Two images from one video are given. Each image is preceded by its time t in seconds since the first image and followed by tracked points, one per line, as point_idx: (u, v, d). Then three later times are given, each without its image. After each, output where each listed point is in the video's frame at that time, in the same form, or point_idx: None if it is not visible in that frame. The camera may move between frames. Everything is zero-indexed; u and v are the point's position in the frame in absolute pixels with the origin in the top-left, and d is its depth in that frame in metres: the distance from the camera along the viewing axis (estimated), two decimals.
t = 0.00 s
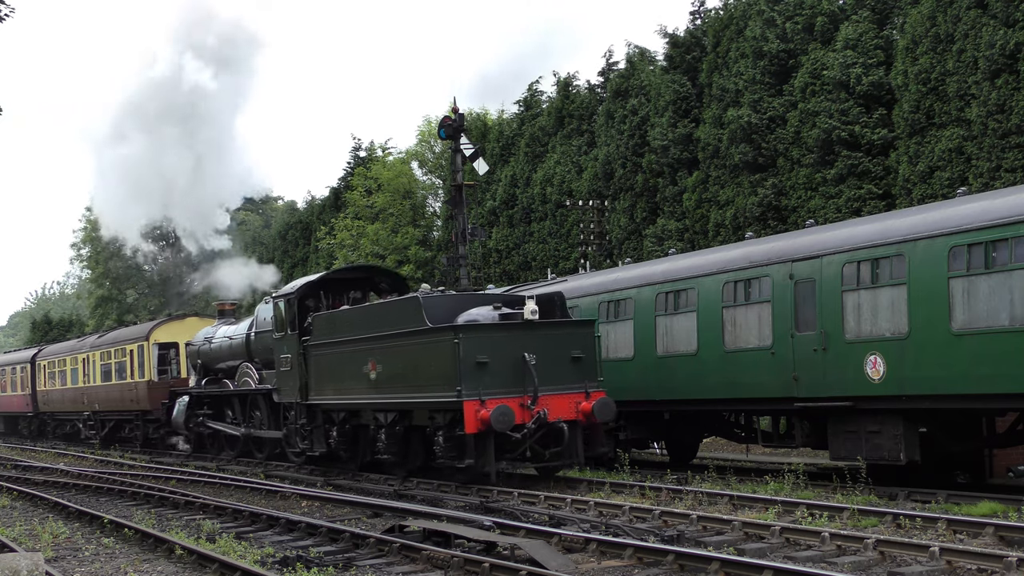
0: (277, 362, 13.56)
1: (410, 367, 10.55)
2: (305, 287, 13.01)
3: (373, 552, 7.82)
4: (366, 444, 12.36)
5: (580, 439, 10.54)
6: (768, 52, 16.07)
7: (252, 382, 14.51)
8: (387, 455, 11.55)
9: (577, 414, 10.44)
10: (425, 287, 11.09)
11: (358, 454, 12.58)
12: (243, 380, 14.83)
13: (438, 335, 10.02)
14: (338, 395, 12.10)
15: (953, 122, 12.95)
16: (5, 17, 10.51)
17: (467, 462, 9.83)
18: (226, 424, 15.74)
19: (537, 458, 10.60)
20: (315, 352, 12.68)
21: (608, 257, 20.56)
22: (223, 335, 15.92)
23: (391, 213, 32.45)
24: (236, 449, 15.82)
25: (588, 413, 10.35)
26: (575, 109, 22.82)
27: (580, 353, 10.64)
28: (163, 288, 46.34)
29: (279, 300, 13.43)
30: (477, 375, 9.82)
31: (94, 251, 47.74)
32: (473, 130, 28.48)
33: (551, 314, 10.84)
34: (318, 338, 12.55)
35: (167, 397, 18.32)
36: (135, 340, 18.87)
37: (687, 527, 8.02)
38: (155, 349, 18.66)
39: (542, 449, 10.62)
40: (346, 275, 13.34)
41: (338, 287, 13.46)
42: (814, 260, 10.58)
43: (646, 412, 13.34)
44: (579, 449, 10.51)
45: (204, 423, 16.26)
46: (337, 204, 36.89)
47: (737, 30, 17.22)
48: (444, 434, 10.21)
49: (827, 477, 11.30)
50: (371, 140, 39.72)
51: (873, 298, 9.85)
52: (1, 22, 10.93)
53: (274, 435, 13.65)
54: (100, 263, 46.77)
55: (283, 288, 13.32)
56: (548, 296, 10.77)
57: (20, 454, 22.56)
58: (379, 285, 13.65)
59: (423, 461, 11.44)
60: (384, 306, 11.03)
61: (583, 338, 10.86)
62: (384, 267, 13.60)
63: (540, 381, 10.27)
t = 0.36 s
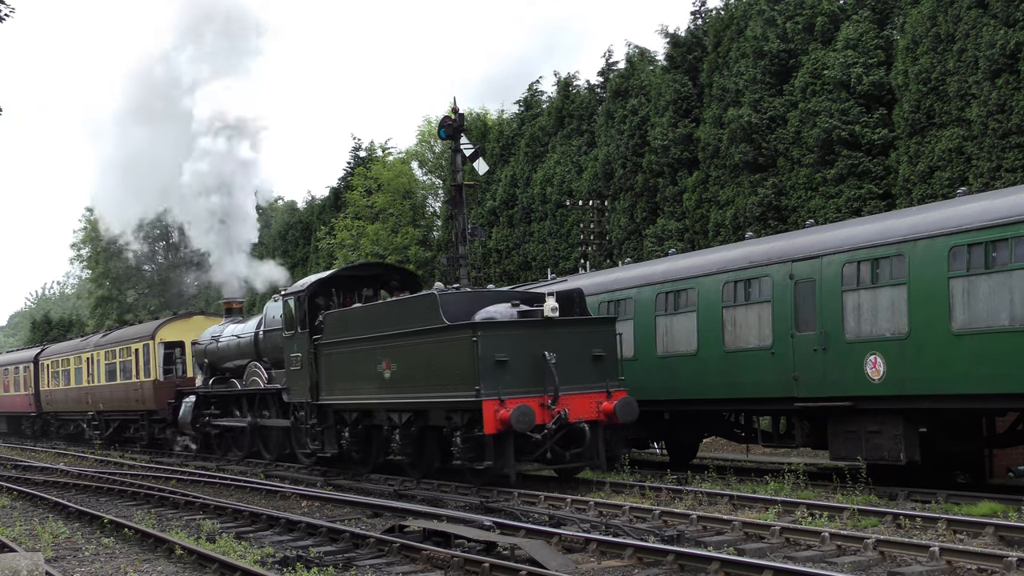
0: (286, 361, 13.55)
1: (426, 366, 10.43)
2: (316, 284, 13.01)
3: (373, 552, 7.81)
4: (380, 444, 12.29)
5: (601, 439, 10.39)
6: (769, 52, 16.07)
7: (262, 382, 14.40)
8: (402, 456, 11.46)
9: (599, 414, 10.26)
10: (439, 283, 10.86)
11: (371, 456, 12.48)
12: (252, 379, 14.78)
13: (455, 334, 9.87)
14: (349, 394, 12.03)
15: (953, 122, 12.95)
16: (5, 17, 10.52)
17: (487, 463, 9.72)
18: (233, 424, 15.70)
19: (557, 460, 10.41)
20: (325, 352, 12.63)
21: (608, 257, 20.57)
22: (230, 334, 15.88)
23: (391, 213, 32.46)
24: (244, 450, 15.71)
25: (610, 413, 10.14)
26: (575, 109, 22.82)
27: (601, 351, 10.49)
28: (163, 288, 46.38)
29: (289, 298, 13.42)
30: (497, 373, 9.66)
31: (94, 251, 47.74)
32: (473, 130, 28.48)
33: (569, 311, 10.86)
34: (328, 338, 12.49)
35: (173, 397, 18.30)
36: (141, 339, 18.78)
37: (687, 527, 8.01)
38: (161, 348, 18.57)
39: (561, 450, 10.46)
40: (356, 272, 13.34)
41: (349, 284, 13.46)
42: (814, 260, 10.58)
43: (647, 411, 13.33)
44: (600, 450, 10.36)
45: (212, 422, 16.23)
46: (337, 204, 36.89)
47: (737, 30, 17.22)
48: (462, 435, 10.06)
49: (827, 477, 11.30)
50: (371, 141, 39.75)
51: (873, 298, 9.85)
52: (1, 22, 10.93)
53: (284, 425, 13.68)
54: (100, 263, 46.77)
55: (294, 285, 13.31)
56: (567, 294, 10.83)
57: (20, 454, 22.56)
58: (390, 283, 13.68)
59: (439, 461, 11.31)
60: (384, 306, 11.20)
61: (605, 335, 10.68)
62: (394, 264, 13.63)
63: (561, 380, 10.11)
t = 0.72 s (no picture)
0: (296, 360, 13.50)
1: (443, 365, 10.25)
2: (327, 282, 12.95)
3: (373, 552, 7.81)
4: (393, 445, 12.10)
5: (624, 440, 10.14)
6: (769, 52, 16.07)
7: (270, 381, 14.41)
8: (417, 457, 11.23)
9: (621, 414, 10.12)
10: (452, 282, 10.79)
11: (384, 457, 12.30)
12: (260, 378, 14.78)
13: (474, 332, 9.69)
14: (362, 394, 11.87)
15: (954, 122, 12.94)
16: (5, 17, 10.53)
17: (507, 465, 9.51)
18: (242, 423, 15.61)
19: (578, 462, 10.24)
20: (336, 350, 12.53)
21: (608, 257, 20.57)
22: (239, 333, 15.83)
23: (391, 213, 32.48)
24: (253, 450, 15.54)
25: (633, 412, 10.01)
26: (575, 109, 22.82)
27: (622, 350, 10.30)
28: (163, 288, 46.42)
29: (299, 296, 13.37)
30: (517, 372, 9.47)
31: (94, 251, 47.77)
32: (473, 130, 28.48)
33: (590, 308, 10.84)
34: (339, 337, 12.40)
35: (179, 396, 18.20)
36: (147, 338, 18.75)
37: (687, 527, 8.01)
38: (167, 346, 18.56)
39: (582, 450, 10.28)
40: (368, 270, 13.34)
41: (360, 283, 13.43)
42: (814, 260, 10.58)
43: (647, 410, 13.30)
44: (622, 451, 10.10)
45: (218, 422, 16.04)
46: (337, 204, 36.89)
47: (737, 30, 17.21)
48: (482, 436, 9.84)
49: (827, 477, 11.30)
50: (371, 141, 39.78)
51: (873, 298, 9.85)
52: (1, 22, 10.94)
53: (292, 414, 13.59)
54: (100, 263, 46.69)
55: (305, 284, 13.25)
56: (588, 291, 10.87)
57: (20, 454, 22.56)
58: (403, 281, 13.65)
59: (456, 463, 11.06)
60: (398, 304, 11.10)
61: (626, 333, 10.50)
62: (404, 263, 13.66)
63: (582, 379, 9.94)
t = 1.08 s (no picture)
0: (307, 359, 13.37)
1: (461, 365, 10.14)
2: (338, 279, 12.79)
3: (373, 552, 7.81)
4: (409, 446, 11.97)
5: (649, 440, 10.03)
6: (769, 52, 16.07)
7: (280, 381, 14.24)
8: (432, 457, 11.17)
9: (645, 414, 9.98)
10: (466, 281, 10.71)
11: (398, 458, 12.18)
12: (269, 377, 14.57)
13: (494, 330, 9.56)
14: (377, 394, 11.72)
15: (954, 122, 12.94)
16: (5, 17, 10.54)
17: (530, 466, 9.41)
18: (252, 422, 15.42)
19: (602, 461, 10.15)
20: (349, 349, 12.41)
21: (608, 257, 20.58)
22: (247, 331, 15.63)
23: (391, 213, 32.48)
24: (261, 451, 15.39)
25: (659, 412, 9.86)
26: (575, 109, 22.82)
27: (647, 348, 10.15)
28: (163, 289, 46.44)
29: (310, 294, 13.29)
30: (539, 371, 9.34)
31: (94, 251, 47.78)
32: (473, 130, 28.47)
33: (612, 304, 10.75)
34: (352, 336, 12.29)
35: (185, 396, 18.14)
36: (153, 336, 18.70)
37: (687, 527, 8.01)
38: (173, 345, 18.52)
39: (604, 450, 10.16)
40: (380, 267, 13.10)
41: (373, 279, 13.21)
42: (814, 260, 10.58)
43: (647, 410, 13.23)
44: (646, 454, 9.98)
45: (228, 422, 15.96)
46: (337, 204, 36.89)
47: (737, 30, 17.21)
48: (501, 437, 9.71)
49: (827, 477, 11.29)
50: (371, 141, 39.79)
51: (873, 298, 9.85)
52: (1, 22, 10.98)
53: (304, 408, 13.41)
54: (100, 263, 46.54)
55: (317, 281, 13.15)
56: (609, 287, 10.77)
57: (20, 454, 22.57)
58: (415, 278, 13.35)
59: (472, 463, 10.93)
60: (415, 302, 10.93)
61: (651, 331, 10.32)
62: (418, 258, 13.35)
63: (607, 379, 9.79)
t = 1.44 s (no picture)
0: (319, 357, 13.16)
1: (480, 363, 9.89)
2: (351, 277, 12.59)
3: (373, 552, 7.81)
4: (424, 447, 11.71)
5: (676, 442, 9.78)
6: (769, 52, 16.06)
7: (289, 381, 14.00)
8: (449, 459, 10.82)
9: (671, 414, 9.74)
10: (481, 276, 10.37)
11: (413, 460, 11.90)
12: (279, 376, 14.37)
13: (514, 329, 9.34)
14: (393, 394, 11.47)
15: (954, 122, 12.94)
16: (5, 18, 10.56)
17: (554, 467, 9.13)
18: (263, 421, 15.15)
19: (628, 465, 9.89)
20: (363, 347, 12.19)
21: (608, 257, 20.59)
22: (255, 330, 15.48)
23: (391, 213, 32.48)
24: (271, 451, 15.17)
25: (685, 412, 9.61)
26: (575, 109, 22.80)
27: (673, 347, 9.93)
28: (163, 289, 46.48)
29: (321, 291, 13.08)
30: (562, 371, 9.13)
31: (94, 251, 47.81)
32: (473, 130, 28.44)
33: (635, 301, 10.37)
34: (365, 335, 12.08)
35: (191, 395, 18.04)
36: (158, 335, 18.62)
37: (687, 527, 8.01)
38: (179, 343, 18.44)
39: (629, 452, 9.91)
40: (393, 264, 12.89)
41: (387, 276, 13.01)
42: (814, 260, 10.58)
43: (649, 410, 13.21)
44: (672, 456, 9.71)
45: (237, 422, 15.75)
46: (337, 204, 36.89)
47: (737, 30, 17.20)
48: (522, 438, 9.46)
49: (827, 477, 11.29)
50: (370, 141, 39.78)
51: (873, 298, 9.85)
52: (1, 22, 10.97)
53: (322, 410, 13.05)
54: (100, 262, 46.55)
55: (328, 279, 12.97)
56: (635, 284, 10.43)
57: (20, 454, 22.57)
58: (428, 275, 13.16)
59: (491, 464, 10.65)
60: (432, 298, 10.72)
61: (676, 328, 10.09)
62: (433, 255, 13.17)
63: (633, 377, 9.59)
